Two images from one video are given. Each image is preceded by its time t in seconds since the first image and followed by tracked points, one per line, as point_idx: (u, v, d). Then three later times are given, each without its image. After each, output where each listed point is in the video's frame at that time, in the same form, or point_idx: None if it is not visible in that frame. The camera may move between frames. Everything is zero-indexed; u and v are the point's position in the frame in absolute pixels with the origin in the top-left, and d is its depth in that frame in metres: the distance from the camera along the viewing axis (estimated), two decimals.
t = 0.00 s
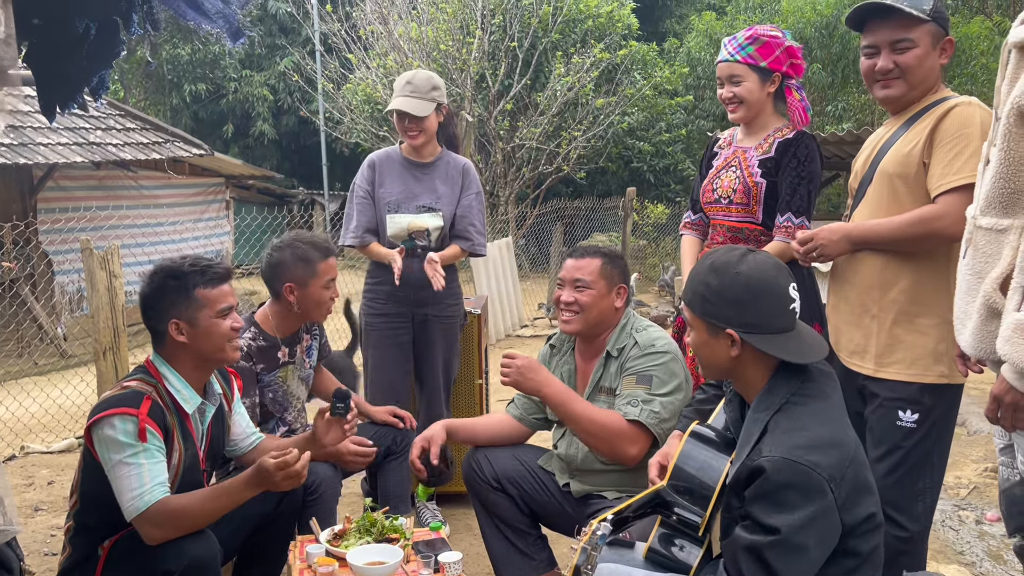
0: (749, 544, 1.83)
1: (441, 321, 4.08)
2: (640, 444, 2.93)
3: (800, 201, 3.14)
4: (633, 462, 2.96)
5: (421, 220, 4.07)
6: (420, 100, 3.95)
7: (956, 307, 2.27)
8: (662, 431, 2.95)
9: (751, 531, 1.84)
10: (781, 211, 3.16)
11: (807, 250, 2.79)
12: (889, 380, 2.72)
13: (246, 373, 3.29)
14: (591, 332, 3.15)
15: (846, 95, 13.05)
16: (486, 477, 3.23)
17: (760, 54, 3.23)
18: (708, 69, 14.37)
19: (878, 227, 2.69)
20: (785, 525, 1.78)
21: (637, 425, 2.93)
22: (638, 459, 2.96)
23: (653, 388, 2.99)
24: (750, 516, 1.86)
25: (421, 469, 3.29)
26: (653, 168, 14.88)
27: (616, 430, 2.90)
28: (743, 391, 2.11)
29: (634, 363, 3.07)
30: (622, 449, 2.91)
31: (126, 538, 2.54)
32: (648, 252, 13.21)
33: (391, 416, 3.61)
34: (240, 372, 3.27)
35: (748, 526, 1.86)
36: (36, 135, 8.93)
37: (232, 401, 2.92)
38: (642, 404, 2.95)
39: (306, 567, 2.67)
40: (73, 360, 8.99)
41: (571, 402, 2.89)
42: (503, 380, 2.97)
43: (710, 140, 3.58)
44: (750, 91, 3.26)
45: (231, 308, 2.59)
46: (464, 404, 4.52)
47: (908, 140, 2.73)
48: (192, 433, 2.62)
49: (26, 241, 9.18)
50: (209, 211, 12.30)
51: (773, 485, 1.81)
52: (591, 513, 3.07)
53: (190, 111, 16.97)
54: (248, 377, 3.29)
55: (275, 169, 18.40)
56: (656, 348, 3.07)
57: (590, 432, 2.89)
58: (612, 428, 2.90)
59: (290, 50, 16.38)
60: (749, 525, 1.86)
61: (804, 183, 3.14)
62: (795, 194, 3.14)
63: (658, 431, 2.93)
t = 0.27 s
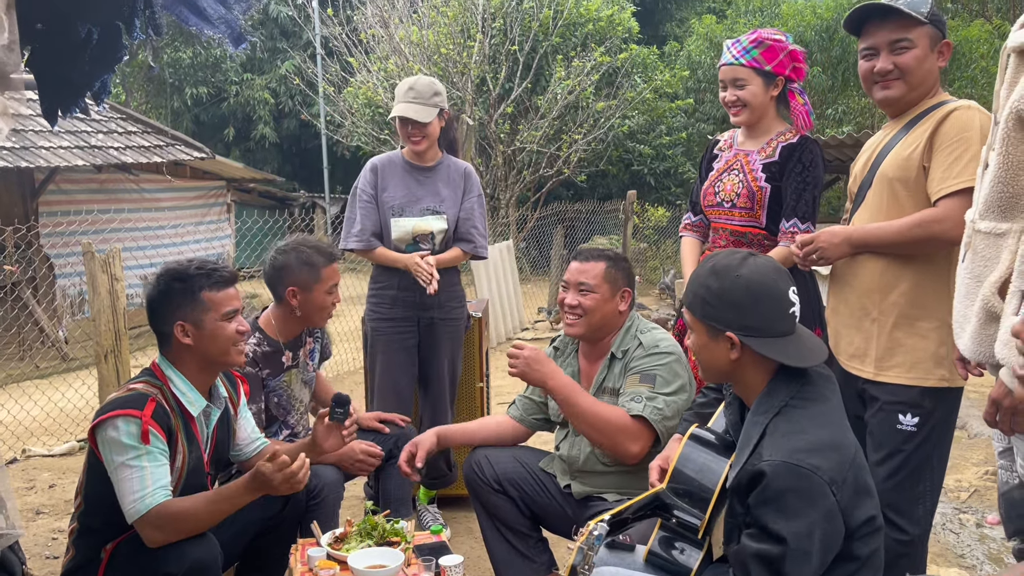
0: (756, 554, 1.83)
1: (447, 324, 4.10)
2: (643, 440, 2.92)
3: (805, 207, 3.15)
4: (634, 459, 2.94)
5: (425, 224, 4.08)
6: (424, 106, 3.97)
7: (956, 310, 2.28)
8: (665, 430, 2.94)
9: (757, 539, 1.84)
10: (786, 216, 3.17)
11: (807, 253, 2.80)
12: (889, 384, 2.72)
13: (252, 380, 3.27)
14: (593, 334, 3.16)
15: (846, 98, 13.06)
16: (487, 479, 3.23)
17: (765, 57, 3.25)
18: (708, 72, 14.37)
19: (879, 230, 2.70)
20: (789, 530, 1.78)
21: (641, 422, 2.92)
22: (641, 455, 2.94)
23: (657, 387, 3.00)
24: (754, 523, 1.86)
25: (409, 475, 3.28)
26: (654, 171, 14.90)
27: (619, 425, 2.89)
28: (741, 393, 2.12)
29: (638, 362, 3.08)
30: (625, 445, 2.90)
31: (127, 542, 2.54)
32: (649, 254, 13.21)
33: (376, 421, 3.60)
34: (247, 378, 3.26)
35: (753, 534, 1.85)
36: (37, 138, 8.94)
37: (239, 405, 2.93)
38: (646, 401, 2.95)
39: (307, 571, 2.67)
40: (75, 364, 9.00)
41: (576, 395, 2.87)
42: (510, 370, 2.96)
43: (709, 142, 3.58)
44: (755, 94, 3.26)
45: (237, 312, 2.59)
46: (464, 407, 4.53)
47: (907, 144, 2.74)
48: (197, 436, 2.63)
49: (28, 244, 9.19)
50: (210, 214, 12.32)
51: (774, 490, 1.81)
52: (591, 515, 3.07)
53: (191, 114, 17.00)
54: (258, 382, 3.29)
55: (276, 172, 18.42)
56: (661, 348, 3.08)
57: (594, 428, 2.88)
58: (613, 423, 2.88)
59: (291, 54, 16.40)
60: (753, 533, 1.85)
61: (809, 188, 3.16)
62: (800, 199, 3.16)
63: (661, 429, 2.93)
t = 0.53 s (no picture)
0: (762, 560, 1.83)
1: (450, 326, 4.10)
2: (644, 439, 2.90)
3: (808, 210, 3.15)
4: (635, 457, 2.93)
5: (426, 226, 4.09)
6: (424, 109, 3.97)
7: (955, 312, 2.30)
8: (667, 428, 2.93)
9: (762, 544, 1.84)
10: (789, 219, 3.18)
11: (805, 253, 2.80)
12: (885, 386, 2.73)
13: (256, 381, 3.28)
14: (595, 335, 3.16)
15: (847, 101, 13.06)
16: (487, 481, 3.23)
17: (769, 60, 3.25)
18: (709, 75, 14.38)
19: (877, 232, 2.70)
20: (793, 535, 1.78)
21: (643, 419, 2.91)
22: (640, 453, 2.92)
23: (659, 387, 2.99)
24: (758, 529, 1.86)
25: (426, 505, 3.27)
26: (654, 174, 14.91)
27: (621, 421, 2.87)
28: (743, 397, 2.12)
29: (641, 363, 3.08)
30: (625, 442, 2.88)
31: (130, 543, 2.54)
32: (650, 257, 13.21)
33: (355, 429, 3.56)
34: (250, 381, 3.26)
35: (757, 540, 1.86)
36: (39, 142, 8.95)
37: (244, 408, 2.93)
38: (649, 399, 2.95)
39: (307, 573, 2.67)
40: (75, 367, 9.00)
41: (579, 390, 2.85)
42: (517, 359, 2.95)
43: (710, 144, 3.58)
44: (758, 98, 3.26)
45: (242, 315, 2.58)
46: (464, 409, 4.53)
47: (905, 147, 2.75)
48: (202, 438, 2.63)
49: (29, 247, 9.20)
50: (211, 218, 12.33)
51: (778, 494, 1.81)
52: (592, 516, 3.07)
53: (192, 117, 17.03)
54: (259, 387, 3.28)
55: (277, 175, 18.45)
56: (665, 350, 3.08)
57: (596, 425, 2.86)
58: (615, 421, 2.87)
59: (292, 57, 16.42)
60: (758, 539, 1.85)
61: (811, 191, 3.16)
62: (803, 202, 3.16)
63: (663, 428, 2.92)
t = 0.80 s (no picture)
0: (767, 562, 1.82)
1: (452, 327, 4.10)
2: (648, 440, 2.90)
3: (809, 210, 3.15)
4: (638, 458, 2.92)
5: (428, 228, 4.09)
6: (425, 110, 3.97)
7: (958, 313, 2.30)
8: (671, 428, 2.93)
9: (766, 545, 1.83)
10: (790, 219, 3.18)
11: (806, 256, 2.80)
12: (885, 387, 2.72)
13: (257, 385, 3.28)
14: (598, 336, 3.16)
15: (849, 104, 13.05)
16: (489, 483, 3.23)
17: (772, 61, 3.25)
18: (711, 78, 14.37)
19: (878, 234, 2.69)
20: (798, 535, 1.77)
21: (648, 419, 2.91)
22: (645, 455, 2.91)
23: (665, 388, 2.99)
24: (762, 530, 1.85)
25: (431, 517, 3.26)
26: (656, 177, 14.91)
27: (626, 421, 2.87)
28: (746, 399, 2.12)
29: (647, 364, 3.08)
30: (629, 443, 2.88)
31: (133, 542, 2.54)
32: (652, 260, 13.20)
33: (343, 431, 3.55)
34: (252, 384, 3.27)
35: (761, 541, 1.85)
36: (41, 144, 8.96)
37: (252, 412, 2.92)
38: (655, 400, 2.95)
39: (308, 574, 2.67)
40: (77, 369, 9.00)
41: (585, 390, 2.87)
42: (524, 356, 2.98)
43: (712, 146, 3.58)
44: (761, 98, 3.27)
45: (222, 313, 2.54)
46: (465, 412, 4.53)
47: (906, 148, 2.75)
48: (210, 438, 2.63)
49: (31, 249, 9.21)
50: (213, 220, 12.34)
51: (782, 495, 1.81)
52: (594, 516, 3.06)
53: (194, 120, 17.05)
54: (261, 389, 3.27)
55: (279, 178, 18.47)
56: (671, 351, 3.08)
57: (600, 425, 2.87)
58: (619, 421, 2.87)
59: (294, 60, 16.43)
60: (762, 539, 1.85)
61: (812, 192, 3.16)
62: (804, 203, 3.16)
63: (667, 429, 2.92)
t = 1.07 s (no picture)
0: (774, 565, 1.82)
1: (456, 330, 4.10)
2: (652, 441, 2.90)
3: (812, 212, 3.15)
4: (642, 458, 2.93)
5: (431, 231, 4.10)
6: (428, 112, 3.98)
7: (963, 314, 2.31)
8: (676, 430, 2.94)
9: (773, 549, 1.83)
10: (792, 221, 3.17)
11: (808, 259, 2.81)
12: (887, 389, 2.73)
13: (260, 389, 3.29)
14: (600, 338, 3.16)
15: (851, 107, 13.05)
16: (493, 484, 3.24)
17: (780, 63, 3.27)
18: (714, 80, 14.38)
19: (880, 236, 2.70)
20: (804, 539, 1.77)
21: (652, 420, 2.92)
22: (648, 455, 2.92)
23: (668, 389, 3.00)
24: (769, 533, 1.85)
25: (433, 523, 3.27)
26: (659, 179, 14.92)
27: (630, 422, 2.88)
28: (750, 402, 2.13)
29: (651, 365, 3.08)
30: (632, 443, 2.89)
31: (139, 543, 2.55)
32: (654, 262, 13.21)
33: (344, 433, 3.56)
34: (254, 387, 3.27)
35: (768, 545, 1.85)
36: (45, 147, 8.99)
37: (263, 413, 2.93)
38: (658, 399, 2.95)
39: None
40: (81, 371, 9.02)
41: (590, 389, 2.88)
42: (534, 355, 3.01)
43: (714, 150, 3.59)
44: (767, 99, 3.27)
45: (234, 315, 2.55)
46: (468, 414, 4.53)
47: (908, 151, 2.75)
48: (223, 439, 2.64)
49: (35, 251, 9.24)
50: (216, 222, 12.36)
51: (789, 498, 1.81)
52: (597, 518, 3.06)
53: (197, 123, 17.09)
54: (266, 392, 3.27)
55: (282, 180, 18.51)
56: (675, 352, 3.09)
57: (604, 425, 2.88)
58: (624, 422, 2.88)
59: (297, 63, 16.47)
60: (768, 543, 1.85)
61: (815, 194, 3.16)
62: (807, 205, 3.16)
63: (670, 429, 2.92)
